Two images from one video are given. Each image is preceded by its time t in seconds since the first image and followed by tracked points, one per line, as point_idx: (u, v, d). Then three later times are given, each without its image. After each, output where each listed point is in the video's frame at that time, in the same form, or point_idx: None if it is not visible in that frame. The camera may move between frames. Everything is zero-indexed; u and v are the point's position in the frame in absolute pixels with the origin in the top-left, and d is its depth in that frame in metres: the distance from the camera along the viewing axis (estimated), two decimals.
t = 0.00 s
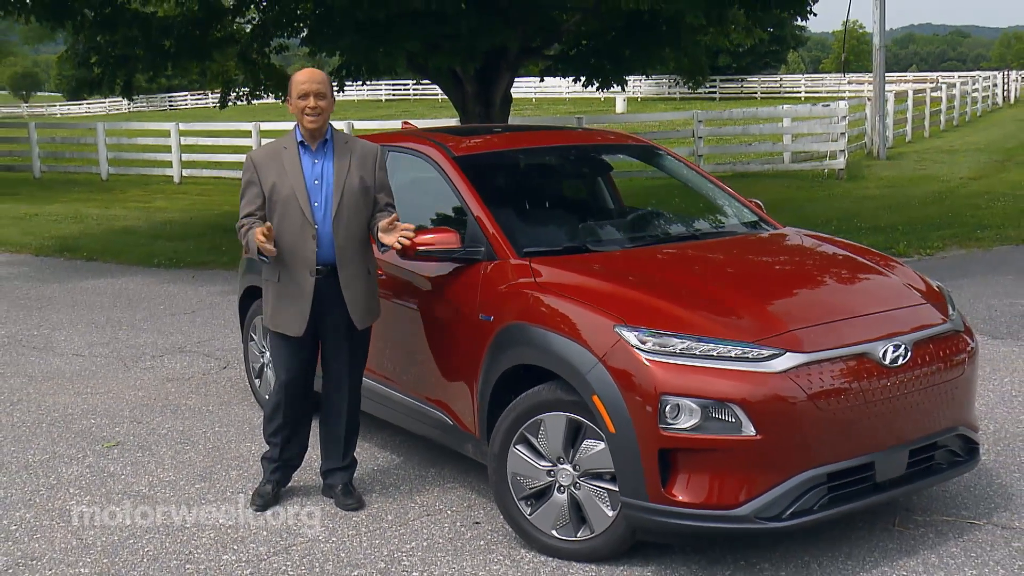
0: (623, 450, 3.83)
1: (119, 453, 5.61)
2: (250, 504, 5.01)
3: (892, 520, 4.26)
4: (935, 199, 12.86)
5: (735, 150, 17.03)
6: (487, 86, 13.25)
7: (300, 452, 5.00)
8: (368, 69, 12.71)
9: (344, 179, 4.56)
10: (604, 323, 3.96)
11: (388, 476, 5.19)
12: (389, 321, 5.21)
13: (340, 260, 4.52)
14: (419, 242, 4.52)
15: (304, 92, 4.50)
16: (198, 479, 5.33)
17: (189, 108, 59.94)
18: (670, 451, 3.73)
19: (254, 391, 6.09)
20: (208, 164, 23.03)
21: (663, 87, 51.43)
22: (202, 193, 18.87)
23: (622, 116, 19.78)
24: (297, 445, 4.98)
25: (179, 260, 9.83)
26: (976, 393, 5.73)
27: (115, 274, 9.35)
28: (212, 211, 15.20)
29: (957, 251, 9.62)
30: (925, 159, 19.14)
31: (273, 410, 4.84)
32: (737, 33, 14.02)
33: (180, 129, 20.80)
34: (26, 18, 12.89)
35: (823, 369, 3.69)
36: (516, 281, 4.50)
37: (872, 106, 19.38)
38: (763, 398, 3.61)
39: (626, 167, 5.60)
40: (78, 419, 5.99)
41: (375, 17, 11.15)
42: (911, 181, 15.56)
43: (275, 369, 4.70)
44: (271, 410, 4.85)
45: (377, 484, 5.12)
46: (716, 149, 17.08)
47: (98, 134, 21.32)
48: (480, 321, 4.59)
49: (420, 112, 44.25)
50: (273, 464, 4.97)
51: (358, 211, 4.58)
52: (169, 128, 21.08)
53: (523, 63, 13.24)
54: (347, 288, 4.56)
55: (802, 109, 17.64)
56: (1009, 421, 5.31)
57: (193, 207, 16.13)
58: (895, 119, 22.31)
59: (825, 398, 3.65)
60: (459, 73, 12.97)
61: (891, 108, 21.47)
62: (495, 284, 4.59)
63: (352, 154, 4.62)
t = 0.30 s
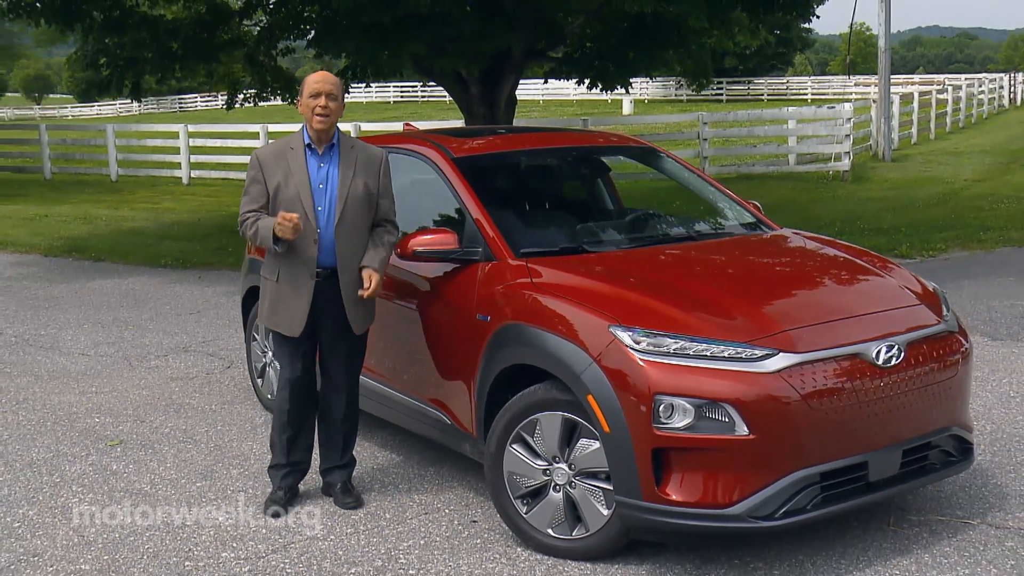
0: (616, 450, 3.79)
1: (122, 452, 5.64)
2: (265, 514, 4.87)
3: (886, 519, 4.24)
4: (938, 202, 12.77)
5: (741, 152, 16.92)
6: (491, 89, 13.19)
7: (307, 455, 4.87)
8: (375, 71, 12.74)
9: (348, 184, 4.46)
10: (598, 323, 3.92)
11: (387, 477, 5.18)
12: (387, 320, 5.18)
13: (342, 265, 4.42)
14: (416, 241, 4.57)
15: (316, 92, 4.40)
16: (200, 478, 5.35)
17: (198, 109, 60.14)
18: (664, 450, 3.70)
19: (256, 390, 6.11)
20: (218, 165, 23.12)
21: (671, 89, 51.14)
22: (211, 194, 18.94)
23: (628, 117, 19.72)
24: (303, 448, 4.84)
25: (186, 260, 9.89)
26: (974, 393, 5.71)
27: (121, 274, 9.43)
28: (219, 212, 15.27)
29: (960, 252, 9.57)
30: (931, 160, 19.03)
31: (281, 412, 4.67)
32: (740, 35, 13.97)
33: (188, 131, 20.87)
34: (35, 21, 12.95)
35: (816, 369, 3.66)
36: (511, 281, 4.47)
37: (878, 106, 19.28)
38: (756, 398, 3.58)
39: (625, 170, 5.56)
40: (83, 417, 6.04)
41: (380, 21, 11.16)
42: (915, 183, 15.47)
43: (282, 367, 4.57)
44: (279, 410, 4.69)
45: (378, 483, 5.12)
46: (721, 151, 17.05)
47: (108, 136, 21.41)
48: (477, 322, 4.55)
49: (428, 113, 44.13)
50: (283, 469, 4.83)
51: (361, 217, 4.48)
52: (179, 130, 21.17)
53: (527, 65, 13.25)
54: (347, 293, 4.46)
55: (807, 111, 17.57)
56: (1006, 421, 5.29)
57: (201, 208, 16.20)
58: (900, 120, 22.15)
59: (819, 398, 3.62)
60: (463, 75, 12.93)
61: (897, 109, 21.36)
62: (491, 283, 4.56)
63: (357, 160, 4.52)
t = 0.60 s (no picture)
0: (611, 450, 3.76)
1: (125, 449, 5.65)
2: (265, 513, 4.85)
3: (882, 519, 4.18)
4: (945, 202, 12.65)
5: (749, 152, 16.80)
6: (497, 89, 13.16)
7: (307, 456, 4.85)
8: (384, 71, 12.73)
9: (340, 183, 4.44)
10: (593, 322, 3.88)
11: (386, 476, 5.16)
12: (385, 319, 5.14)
13: (336, 264, 4.40)
14: (415, 241, 4.54)
15: (306, 90, 4.37)
16: (201, 475, 5.35)
17: (207, 109, 60.18)
18: (659, 449, 3.66)
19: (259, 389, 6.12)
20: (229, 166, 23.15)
21: (680, 90, 50.90)
22: (221, 194, 18.96)
23: (636, 118, 19.63)
24: (302, 449, 4.82)
25: (193, 260, 9.90)
26: (975, 394, 5.65)
27: (128, 273, 9.44)
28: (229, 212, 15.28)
29: (967, 254, 9.48)
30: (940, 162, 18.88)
31: (281, 413, 4.65)
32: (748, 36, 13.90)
33: (198, 131, 20.89)
34: (44, 21, 12.98)
35: (811, 368, 3.62)
36: (508, 280, 4.43)
37: (887, 106, 19.13)
38: (750, 398, 3.54)
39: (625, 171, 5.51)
40: (87, 415, 6.05)
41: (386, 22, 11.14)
42: (922, 183, 15.34)
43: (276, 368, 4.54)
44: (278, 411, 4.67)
45: (377, 481, 5.10)
46: (729, 151, 16.94)
47: (118, 136, 21.45)
48: (474, 321, 4.51)
49: (437, 113, 44.00)
50: (283, 471, 4.81)
51: (353, 216, 4.46)
52: (190, 130, 21.20)
53: (534, 65, 13.22)
54: (341, 291, 4.44)
55: (814, 111, 17.43)
56: (1006, 422, 5.23)
57: (211, 207, 16.21)
58: (910, 120, 21.94)
59: (813, 397, 3.58)
60: (470, 76, 12.90)
61: (906, 110, 21.21)
62: (488, 282, 4.53)
63: (347, 158, 4.49)
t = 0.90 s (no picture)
0: (604, 449, 3.72)
1: (126, 448, 5.64)
2: (263, 513, 4.83)
3: (878, 519, 4.14)
4: (952, 203, 12.56)
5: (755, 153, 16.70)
6: (503, 89, 13.13)
7: (305, 457, 4.83)
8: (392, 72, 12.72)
9: (331, 182, 4.43)
10: (587, 322, 3.85)
11: (384, 475, 5.14)
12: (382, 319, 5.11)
13: (328, 263, 4.40)
14: (413, 240, 4.52)
15: (291, 90, 4.33)
16: (200, 474, 5.34)
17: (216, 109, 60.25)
18: (652, 448, 3.62)
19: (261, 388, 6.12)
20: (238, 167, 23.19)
21: (689, 91, 50.74)
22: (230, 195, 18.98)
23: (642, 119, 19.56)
24: (299, 449, 4.80)
25: (198, 260, 9.92)
26: (975, 395, 5.60)
27: (133, 273, 9.46)
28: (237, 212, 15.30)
29: (972, 254, 9.41)
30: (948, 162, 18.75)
31: (276, 413, 4.64)
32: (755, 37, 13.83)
33: (206, 132, 20.92)
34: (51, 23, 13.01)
35: (805, 369, 3.58)
36: (504, 280, 4.40)
37: (895, 107, 19.01)
38: (743, 397, 3.50)
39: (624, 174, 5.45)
40: (89, 414, 6.05)
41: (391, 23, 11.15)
42: (928, 184, 15.21)
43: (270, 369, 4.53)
44: (273, 412, 4.66)
45: (375, 481, 5.08)
46: (735, 153, 16.86)
47: (127, 137, 21.51)
48: (470, 321, 4.48)
49: (441, 115, 43.89)
50: (280, 471, 4.79)
51: (344, 214, 4.45)
52: (197, 131, 21.23)
53: (540, 65, 13.20)
54: (334, 290, 4.44)
55: (821, 112, 17.33)
56: (1005, 423, 5.18)
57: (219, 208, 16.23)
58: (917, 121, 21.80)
59: (806, 397, 3.54)
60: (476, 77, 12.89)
61: (915, 111, 21.10)
62: (484, 282, 4.50)
63: (336, 157, 4.49)
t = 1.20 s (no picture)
0: (601, 448, 3.69)
1: (131, 447, 5.65)
2: (264, 511, 4.82)
3: (877, 520, 4.08)
4: (964, 205, 12.43)
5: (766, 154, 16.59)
6: (512, 89, 13.11)
7: (307, 456, 4.82)
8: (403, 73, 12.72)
9: (330, 181, 4.42)
10: (584, 322, 3.82)
11: (386, 475, 5.12)
12: (385, 319, 5.09)
13: (328, 260, 4.39)
14: (414, 241, 4.50)
15: (291, 93, 4.34)
16: (204, 472, 5.34)
17: (231, 111, 60.42)
18: (650, 448, 3.58)
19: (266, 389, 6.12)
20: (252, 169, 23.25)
21: (704, 93, 50.55)
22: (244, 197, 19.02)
23: (655, 121, 19.49)
24: (300, 449, 4.79)
25: (208, 260, 9.94)
26: (979, 397, 5.53)
27: (143, 273, 9.49)
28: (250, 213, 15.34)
29: (982, 257, 9.31)
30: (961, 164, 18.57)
31: (277, 414, 4.63)
32: (765, 39, 13.75)
33: (218, 133, 20.96)
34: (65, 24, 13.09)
35: (802, 369, 3.54)
36: (504, 281, 4.38)
37: (907, 108, 18.87)
38: (739, 398, 3.47)
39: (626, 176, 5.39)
40: (96, 413, 6.07)
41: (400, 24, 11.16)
42: (939, 186, 15.06)
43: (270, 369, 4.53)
44: (274, 413, 4.65)
45: (377, 480, 5.06)
46: (746, 155, 16.76)
47: (140, 138, 21.57)
48: (470, 321, 4.46)
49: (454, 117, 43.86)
50: (282, 470, 4.78)
51: (344, 212, 4.44)
52: (209, 132, 21.26)
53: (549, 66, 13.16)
54: (334, 287, 4.43)
55: (832, 113, 17.22)
56: (1009, 425, 5.11)
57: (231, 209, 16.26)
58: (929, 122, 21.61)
59: (803, 398, 3.50)
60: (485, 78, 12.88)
61: (928, 113, 20.94)
62: (484, 282, 4.48)
63: (336, 156, 4.48)
